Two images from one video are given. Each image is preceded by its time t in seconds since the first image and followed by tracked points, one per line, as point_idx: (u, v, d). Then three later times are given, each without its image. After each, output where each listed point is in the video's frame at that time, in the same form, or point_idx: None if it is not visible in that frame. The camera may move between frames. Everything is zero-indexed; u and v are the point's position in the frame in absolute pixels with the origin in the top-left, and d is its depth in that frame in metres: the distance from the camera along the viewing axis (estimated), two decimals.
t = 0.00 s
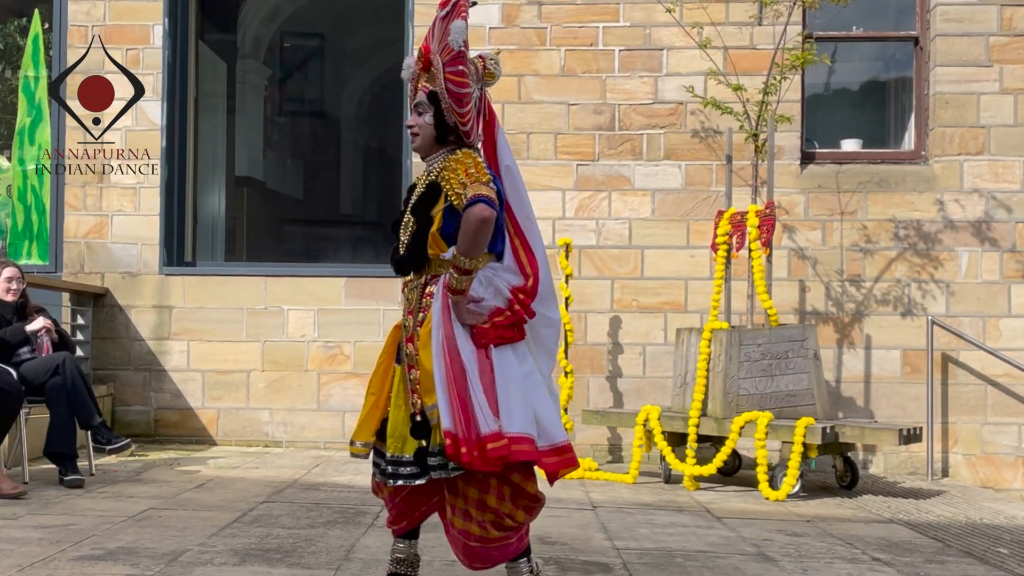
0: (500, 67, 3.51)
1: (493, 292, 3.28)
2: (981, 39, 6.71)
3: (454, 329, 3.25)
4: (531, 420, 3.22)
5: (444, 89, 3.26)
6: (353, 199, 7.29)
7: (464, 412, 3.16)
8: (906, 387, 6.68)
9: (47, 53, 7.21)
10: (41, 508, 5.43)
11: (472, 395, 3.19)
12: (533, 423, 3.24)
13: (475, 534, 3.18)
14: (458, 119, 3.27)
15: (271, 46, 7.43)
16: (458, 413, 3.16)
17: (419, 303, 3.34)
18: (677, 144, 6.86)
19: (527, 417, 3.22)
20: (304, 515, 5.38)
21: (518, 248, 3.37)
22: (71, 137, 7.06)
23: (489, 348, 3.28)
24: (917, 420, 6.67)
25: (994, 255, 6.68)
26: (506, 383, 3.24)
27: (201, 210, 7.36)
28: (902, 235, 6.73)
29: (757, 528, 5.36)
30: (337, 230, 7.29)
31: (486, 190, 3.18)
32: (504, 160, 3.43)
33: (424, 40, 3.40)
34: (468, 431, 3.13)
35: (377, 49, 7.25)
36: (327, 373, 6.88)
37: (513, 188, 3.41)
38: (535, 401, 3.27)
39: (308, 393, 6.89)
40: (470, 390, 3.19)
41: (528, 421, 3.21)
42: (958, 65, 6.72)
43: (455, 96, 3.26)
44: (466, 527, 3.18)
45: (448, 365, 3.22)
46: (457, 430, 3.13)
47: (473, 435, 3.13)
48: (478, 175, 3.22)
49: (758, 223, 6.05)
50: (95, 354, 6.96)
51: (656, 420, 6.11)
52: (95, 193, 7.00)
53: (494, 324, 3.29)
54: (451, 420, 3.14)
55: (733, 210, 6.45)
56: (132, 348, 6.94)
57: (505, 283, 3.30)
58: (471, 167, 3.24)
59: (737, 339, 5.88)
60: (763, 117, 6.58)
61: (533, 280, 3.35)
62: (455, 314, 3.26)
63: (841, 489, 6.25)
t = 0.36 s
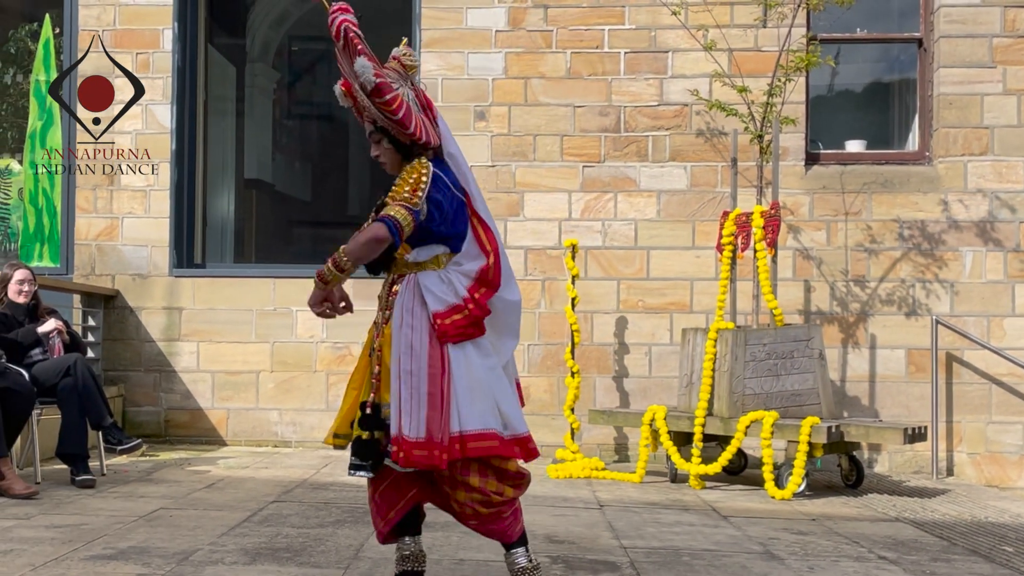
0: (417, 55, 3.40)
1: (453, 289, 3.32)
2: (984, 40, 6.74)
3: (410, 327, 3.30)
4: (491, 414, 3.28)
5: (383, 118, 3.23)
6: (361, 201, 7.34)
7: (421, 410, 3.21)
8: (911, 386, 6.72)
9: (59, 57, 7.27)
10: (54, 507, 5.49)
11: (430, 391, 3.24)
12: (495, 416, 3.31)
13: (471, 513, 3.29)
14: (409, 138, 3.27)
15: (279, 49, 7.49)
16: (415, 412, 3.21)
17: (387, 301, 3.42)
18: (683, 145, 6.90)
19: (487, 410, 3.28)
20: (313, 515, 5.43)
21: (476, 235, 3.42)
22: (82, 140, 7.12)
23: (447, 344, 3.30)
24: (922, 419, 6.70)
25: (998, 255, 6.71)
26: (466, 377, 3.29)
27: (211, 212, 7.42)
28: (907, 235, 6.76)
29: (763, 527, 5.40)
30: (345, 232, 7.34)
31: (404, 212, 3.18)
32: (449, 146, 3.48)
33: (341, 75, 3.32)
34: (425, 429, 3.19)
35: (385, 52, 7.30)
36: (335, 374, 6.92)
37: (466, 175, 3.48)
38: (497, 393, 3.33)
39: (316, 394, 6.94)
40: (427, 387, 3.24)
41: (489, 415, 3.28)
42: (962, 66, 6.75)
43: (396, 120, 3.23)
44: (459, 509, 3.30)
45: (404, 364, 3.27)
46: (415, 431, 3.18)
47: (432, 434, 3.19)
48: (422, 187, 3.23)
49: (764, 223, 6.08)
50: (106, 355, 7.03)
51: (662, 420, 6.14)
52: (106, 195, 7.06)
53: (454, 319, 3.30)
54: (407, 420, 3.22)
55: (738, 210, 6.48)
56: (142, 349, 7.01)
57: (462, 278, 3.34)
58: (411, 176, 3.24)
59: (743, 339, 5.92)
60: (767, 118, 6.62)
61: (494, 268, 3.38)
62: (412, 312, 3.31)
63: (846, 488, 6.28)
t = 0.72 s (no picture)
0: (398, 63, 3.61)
1: (433, 299, 3.46)
2: (980, 42, 6.79)
3: (386, 327, 3.45)
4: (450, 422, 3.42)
5: (362, 116, 3.37)
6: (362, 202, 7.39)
7: (382, 406, 3.36)
8: (909, 384, 6.76)
9: (62, 61, 7.31)
10: (59, 508, 5.53)
11: (395, 388, 3.38)
12: (454, 423, 3.46)
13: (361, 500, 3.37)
14: (388, 137, 3.41)
15: (281, 52, 7.60)
16: (375, 407, 3.36)
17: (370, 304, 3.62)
18: (682, 146, 6.94)
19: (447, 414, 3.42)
20: (316, 515, 5.47)
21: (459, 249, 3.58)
22: (86, 143, 7.17)
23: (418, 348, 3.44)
24: (920, 417, 6.74)
25: (995, 255, 6.75)
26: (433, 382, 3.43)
27: (214, 214, 7.47)
28: (904, 235, 6.80)
29: (763, 525, 5.44)
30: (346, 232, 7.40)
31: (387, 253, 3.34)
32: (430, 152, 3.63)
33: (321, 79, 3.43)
34: (383, 424, 3.33)
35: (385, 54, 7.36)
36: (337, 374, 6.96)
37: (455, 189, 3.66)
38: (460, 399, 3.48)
39: (319, 394, 6.98)
40: (393, 385, 3.39)
41: (449, 421, 3.42)
42: (958, 67, 6.80)
43: (376, 120, 3.36)
44: (353, 489, 3.38)
45: (372, 360, 3.42)
46: (372, 423, 3.32)
47: (388, 429, 3.31)
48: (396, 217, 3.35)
49: (762, 224, 6.11)
50: (110, 356, 7.07)
51: (662, 419, 6.19)
52: (109, 198, 7.11)
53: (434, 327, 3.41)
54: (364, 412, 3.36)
55: (738, 211, 6.52)
56: (146, 350, 7.05)
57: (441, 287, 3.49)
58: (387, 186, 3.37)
59: (742, 339, 5.96)
60: (766, 119, 6.67)
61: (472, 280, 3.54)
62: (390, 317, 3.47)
63: (846, 486, 6.33)
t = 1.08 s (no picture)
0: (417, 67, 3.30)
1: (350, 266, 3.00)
2: (975, 40, 6.83)
3: (306, 299, 3.02)
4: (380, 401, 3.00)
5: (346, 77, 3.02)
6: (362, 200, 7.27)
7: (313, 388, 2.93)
8: (905, 380, 6.80)
9: (63, 61, 7.34)
10: (60, 506, 5.57)
11: (325, 366, 2.94)
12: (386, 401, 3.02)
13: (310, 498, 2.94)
14: (361, 111, 3.04)
15: (281, 53, 7.65)
16: (298, 393, 2.93)
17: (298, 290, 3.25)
18: (679, 145, 6.98)
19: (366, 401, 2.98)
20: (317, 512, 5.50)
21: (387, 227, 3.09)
22: (86, 144, 7.20)
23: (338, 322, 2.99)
24: (917, 413, 6.78)
25: (990, 251, 6.80)
26: (356, 358, 2.98)
27: (214, 213, 7.55)
28: (900, 232, 6.85)
29: (761, 521, 5.48)
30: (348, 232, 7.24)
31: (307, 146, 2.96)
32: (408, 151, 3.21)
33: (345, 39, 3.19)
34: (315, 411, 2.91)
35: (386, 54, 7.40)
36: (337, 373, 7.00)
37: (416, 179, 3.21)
38: (383, 391, 3.02)
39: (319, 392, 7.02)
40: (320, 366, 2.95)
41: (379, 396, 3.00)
42: (953, 66, 6.84)
43: (360, 86, 3.01)
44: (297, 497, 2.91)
45: (293, 337, 3.01)
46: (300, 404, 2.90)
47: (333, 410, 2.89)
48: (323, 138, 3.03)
49: (759, 221, 6.15)
50: (111, 356, 7.11)
51: (660, 416, 6.23)
52: (110, 198, 7.14)
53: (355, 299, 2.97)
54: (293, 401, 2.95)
55: (735, 209, 6.55)
56: (147, 349, 7.09)
57: (356, 259, 3.01)
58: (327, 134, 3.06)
59: (740, 336, 5.97)
60: (762, 117, 6.72)
61: (393, 260, 3.03)
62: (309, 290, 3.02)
63: (843, 482, 6.37)
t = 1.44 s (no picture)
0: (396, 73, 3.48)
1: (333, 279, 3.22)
2: (969, 37, 6.87)
3: (283, 308, 3.25)
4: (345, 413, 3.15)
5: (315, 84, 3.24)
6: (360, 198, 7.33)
7: (273, 391, 3.12)
8: (900, 375, 6.85)
9: (62, 62, 7.37)
10: (62, 504, 5.61)
11: (285, 373, 3.16)
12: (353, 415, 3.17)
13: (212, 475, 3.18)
14: (326, 117, 3.27)
15: (279, 52, 7.67)
16: (255, 390, 3.12)
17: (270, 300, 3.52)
18: (675, 142, 7.03)
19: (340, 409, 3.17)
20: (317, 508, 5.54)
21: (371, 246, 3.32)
22: (87, 144, 7.23)
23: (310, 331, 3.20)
24: (912, 408, 6.83)
25: (985, 247, 6.84)
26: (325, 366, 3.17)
27: (215, 213, 7.55)
28: (895, 228, 6.89)
29: (757, 515, 5.53)
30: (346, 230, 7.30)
31: (258, 213, 3.20)
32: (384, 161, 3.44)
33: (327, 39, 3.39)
34: (267, 410, 3.10)
35: (385, 54, 7.40)
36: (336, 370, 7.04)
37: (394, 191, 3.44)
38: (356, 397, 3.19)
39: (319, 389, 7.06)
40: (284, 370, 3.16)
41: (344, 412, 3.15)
42: (947, 63, 6.88)
43: (327, 93, 3.25)
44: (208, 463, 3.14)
45: (262, 342, 3.22)
46: (259, 409, 3.09)
47: (277, 417, 3.09)
48: (280, 183, 3.23)
49: (755, 218, 6.19)
50: (112, 354, 7.15)
51: (658, 411, 6.27)
52: (110, 197, 7.18)
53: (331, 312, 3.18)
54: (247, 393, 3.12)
55: (731, 206, 6.58)
56: (148, 348, 7.13)
57: (342, 275, 3.23)
58: (286, 161, 3.27)
59: (735, 332, 6.05)
60: (758, 115, 6.78)
61: (376, 277, 3.25)
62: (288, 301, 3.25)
63: (838, 476, 6.42)
